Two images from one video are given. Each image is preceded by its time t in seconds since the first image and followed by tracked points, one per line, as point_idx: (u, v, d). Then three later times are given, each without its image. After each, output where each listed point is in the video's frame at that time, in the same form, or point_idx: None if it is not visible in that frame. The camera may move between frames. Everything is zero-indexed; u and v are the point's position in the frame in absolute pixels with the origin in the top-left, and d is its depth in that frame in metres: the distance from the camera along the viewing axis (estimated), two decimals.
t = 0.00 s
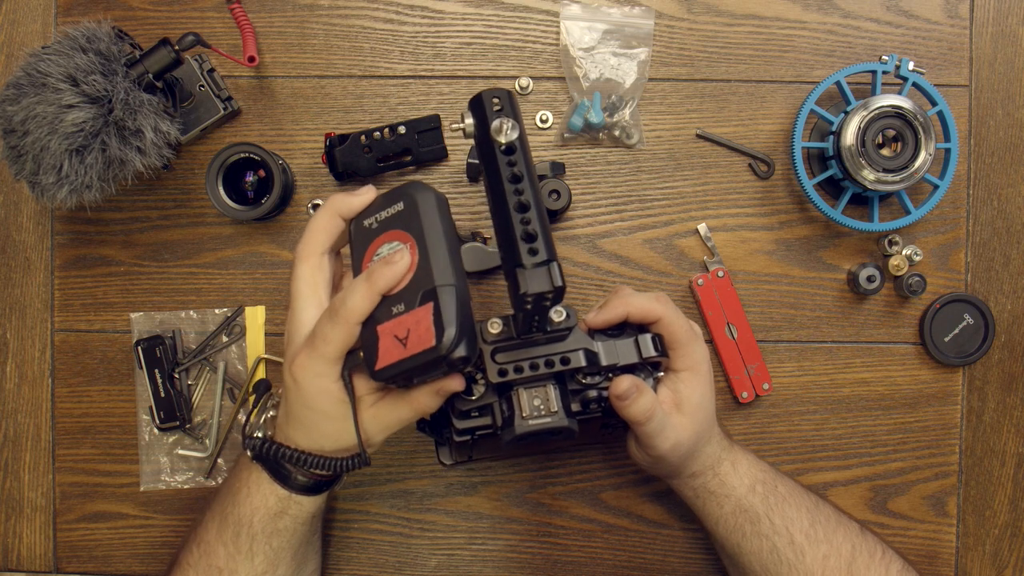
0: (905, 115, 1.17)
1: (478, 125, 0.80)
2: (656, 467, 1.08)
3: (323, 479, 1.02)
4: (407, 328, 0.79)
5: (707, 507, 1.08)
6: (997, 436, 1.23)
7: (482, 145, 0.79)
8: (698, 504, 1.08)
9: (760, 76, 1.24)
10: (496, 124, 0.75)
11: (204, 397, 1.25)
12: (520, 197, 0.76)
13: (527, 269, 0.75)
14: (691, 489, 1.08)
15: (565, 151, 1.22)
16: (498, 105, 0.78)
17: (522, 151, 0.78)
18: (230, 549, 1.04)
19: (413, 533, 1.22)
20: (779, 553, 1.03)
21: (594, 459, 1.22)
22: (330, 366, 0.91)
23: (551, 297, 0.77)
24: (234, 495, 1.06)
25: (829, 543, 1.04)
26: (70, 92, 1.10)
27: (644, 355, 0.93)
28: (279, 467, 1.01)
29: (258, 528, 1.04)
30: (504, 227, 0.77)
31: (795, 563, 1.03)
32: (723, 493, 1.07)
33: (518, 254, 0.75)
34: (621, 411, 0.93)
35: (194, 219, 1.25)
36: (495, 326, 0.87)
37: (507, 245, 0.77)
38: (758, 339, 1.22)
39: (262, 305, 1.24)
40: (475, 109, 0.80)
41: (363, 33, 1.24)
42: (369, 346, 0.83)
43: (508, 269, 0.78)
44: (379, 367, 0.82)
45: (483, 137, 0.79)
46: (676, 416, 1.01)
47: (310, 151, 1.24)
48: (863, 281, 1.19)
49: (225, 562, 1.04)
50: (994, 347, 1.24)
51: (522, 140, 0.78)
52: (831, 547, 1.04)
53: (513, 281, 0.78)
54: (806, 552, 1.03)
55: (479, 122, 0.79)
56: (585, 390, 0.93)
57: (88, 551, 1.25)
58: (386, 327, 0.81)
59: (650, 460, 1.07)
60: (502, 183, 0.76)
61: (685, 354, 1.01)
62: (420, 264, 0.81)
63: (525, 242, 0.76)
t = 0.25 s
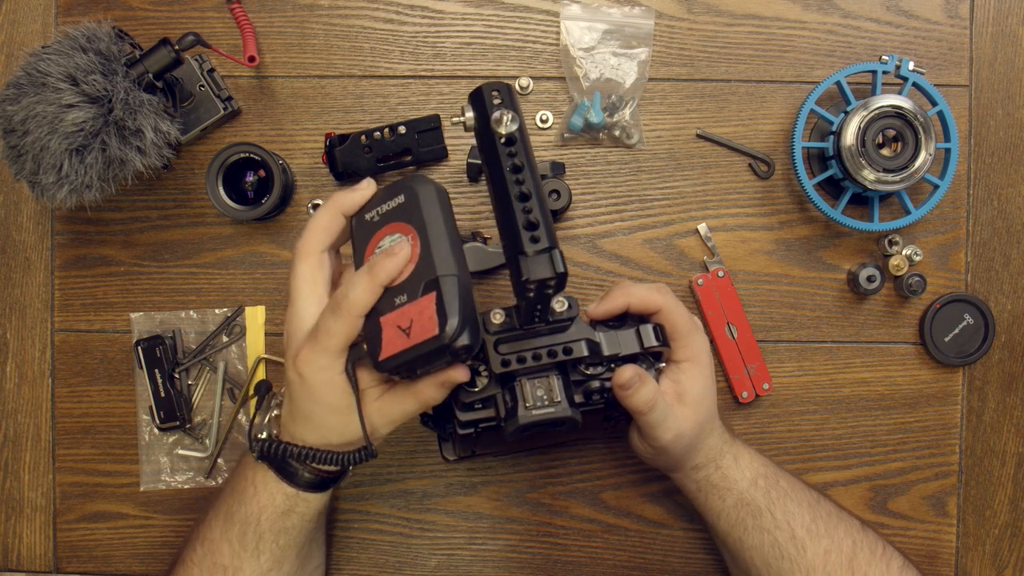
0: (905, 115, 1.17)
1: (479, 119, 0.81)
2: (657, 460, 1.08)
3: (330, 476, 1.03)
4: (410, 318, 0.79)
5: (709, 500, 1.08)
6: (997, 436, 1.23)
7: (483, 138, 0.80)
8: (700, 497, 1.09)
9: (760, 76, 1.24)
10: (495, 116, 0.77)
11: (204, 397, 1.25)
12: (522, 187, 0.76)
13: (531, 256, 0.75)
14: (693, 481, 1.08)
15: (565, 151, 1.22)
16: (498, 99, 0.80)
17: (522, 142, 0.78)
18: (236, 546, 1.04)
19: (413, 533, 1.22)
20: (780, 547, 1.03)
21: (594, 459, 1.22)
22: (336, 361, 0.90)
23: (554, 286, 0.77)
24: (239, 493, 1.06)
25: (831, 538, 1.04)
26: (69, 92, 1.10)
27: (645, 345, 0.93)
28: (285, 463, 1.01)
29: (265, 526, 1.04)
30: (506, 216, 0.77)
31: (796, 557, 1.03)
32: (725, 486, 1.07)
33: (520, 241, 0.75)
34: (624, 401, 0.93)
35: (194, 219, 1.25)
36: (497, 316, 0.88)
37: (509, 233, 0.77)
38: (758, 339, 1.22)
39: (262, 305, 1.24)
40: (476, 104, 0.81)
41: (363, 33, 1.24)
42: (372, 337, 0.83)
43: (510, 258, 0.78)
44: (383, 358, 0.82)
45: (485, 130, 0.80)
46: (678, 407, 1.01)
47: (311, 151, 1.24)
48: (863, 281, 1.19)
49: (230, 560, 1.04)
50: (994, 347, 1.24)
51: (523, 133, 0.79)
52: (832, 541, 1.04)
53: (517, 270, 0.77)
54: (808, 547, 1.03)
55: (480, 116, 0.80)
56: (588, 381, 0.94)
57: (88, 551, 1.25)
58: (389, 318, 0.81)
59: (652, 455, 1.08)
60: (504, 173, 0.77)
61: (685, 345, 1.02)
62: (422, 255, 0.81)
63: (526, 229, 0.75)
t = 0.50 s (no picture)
0: (905, 115, 1.17)
1: (496, 105, 0.78)
2: (685, 441, 1.09)
3: (289, 494, 1.03)
4: (458, 306, 0.72)
5: (727, 483, 1.09)
6: (997, 436, 1.23)
7: (505, 124, 0.77)
8: (717, 480, 1.10)
9: (760, 76, 1.24)
10: (516, 98, 0.75)
11: (203, 397, 1.25)
12: (557, 166, 0.74)
13: (580, 229, 0.73)
14: (714, 462, 1.10)
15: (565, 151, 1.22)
16: (512, 84, 0.78)
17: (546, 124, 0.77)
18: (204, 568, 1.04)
19: (413, 533, 1.22)
20: (794, 533, 1.06)
21: (594, 459, 1.22)
22: (297, 357, 0.93)
23: (602, 257, 0.75)
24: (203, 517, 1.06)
25: (842, 528, 1.07)
26: (70, 92, 1.11)
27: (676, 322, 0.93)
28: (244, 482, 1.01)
29: (228, 547, 1.04)
30: (541, 196, 0.75)
31: (808, 544, 1.06)
32: (746, 468, 1.09)
33: (562, 219, 0.73)
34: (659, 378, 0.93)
35: (194, 219, 1.25)
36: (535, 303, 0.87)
37: (547, 213, 0.75)
38: (759, 339, 1.22)
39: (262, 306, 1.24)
40: (492, 90, 0.78)
41: (363, 33, 1.24)
42: (411, 332, 0.74)
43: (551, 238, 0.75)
44: (431, 353, 0.72)
45: (506, 115, 0.77)
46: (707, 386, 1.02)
47: (311, 151, 1.24)
48: (863, 281, 1.19)
49: None
50: (994, 347, 1.24)
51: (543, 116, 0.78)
52: (843, 531, 1.07)
53: (562, 248, 0.75)
54: (820, 534, 1.06)
55: (501, 100, 0.77)
56: (621, 364, 0.91)
57: (89, 551, 1.25)
58: (433, 310, 0.73)
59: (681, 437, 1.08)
60: (536, 153, 0.74)
61: (704, 323, 1.04)
62: (462, 243, 0.75)
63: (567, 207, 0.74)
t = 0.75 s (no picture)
0: (905, 115, 1.17)
1: (513, 88, 0.79)
2: (707, 424, 1.08)
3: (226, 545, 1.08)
4: (514, 281, 0.71)
5: (741, 466, 1.10)
6: (997, 436, 1.23)
7: (523, 105, 0.78)
8: (732, 464, 1.10)
9: (760, 76, 1.24)
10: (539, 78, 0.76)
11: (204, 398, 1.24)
12: (586, 139, 0.75)
13: (622, 191, 0.72)
14: (731, 444, 1.11)
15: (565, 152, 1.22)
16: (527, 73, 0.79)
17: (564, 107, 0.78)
18: None
19: (413, 533, 1.22)
20: (803, 522, 1.06)
21: (594, 459, 1.22)
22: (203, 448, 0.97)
23: (645, 221, 0.75)
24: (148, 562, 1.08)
25: (849, 520, 1.07)
26: (70, 92, 1.11)
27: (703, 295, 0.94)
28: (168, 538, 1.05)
29: None
30: (575, 165, 0.74)
31: (816, 533, 1.05)
32: (760, 451, 1.11)
33: (605, 180, 0.72)
34: (689, 351, 0.95)
35: (194, 219, 1.25)
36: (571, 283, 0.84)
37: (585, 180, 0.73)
38: (759, 339, 1.22)
39: (262, 306, 1.23)
40: (505, 76, 0.80)
41: (363, 33, 1.24)
42: (467, 314, 0.71)
43: (592, 207, 0.74)
44: (494, 331, 0.70)
45: (525, 96, 0.78)
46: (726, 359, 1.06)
47: (310, 151, 1.24)
48: (863, 281, 1.19)
49: None
50: (994, 347, 1.23)
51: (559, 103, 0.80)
52: (849, 523, 1.06)
53: (603, 216, 0.74)
54: (828, 524, 1.06)
55: (516, 85, 0.79)
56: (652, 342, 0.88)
57: (89, 551, 1.25)
58: (488, 287, 0.71)
59: (703, 419, 1.08)
60: (563, 127, 0.75)
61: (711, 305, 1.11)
62: (505, 220, 0.73)
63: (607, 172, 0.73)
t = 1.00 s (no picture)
0: (905, 115, 1.17)
1: (512, 88, 0.79)
2: (706, 424, 1.09)
3: None
4: (510, 284, 0.71)
5: (741, 465, 1.10)
6: (997, 436, 1.23)
7: (523, 106, 0.78)
8: (733, 463, 1.10)
9: (760, 76, 1.24)
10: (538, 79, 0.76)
11: (204, 397, 1.25)
12: (586, 140, 0.75)
13: (621, 195, 0.72)
14: (732, 443, 1.11)
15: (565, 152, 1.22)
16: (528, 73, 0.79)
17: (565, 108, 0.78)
18: None
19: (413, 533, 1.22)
20: (803, 522, 1.06)
21: (594, 459, 1.22)
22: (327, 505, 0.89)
23: (643, 226, 0.74)
24: None
25: (849, 521, 1.07)
26: (70, 92, 1.10)
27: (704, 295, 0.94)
28: None
29: None
30: (575, 167, 0.74)
31: (816, 534, 1.06)
32: (761, 450, 1.11)
33: (604, 184, 0.72)
34: (690, 350, 0.94)
35: (194, 219, 1.25)
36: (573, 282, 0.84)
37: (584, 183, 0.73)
38: (759, 339, 1.22)
39: (262, 306, 1.24)
40: (506, 76, 0.80)
41: (363, 33, 1.24)
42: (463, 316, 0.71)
43: (591, 209, 0.74)
44: (488, 332, 0.70)
45: (525, 97, 0.78)
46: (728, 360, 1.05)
47: (311, 151, 1.24)
48: (863, 281, 1.19)
49: None
50: (994, 347, 1.24)
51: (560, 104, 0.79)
52: (849, 524, 1.07)
53: (604, 220, 0.74)
54: (828, 525, 1.06)
55: (516, 87, 0.79)
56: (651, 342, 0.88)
57: (89, 551, 1.25)
58: (484, 289, 0.71)
59: (703, 420, 1.08)
60: (562, 129, 0.75)
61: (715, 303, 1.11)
62: (503, 223, 0.73)
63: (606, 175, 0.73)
